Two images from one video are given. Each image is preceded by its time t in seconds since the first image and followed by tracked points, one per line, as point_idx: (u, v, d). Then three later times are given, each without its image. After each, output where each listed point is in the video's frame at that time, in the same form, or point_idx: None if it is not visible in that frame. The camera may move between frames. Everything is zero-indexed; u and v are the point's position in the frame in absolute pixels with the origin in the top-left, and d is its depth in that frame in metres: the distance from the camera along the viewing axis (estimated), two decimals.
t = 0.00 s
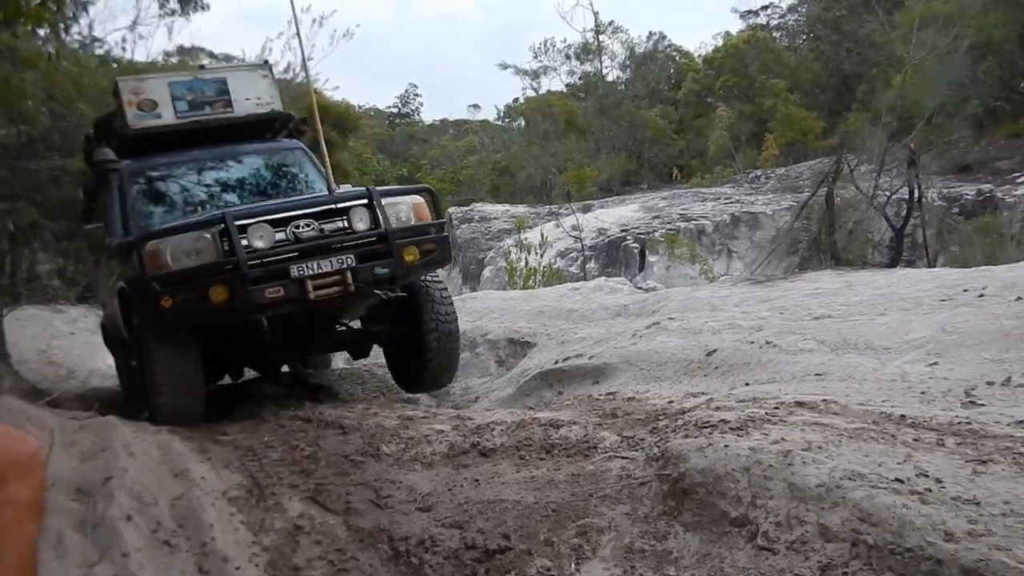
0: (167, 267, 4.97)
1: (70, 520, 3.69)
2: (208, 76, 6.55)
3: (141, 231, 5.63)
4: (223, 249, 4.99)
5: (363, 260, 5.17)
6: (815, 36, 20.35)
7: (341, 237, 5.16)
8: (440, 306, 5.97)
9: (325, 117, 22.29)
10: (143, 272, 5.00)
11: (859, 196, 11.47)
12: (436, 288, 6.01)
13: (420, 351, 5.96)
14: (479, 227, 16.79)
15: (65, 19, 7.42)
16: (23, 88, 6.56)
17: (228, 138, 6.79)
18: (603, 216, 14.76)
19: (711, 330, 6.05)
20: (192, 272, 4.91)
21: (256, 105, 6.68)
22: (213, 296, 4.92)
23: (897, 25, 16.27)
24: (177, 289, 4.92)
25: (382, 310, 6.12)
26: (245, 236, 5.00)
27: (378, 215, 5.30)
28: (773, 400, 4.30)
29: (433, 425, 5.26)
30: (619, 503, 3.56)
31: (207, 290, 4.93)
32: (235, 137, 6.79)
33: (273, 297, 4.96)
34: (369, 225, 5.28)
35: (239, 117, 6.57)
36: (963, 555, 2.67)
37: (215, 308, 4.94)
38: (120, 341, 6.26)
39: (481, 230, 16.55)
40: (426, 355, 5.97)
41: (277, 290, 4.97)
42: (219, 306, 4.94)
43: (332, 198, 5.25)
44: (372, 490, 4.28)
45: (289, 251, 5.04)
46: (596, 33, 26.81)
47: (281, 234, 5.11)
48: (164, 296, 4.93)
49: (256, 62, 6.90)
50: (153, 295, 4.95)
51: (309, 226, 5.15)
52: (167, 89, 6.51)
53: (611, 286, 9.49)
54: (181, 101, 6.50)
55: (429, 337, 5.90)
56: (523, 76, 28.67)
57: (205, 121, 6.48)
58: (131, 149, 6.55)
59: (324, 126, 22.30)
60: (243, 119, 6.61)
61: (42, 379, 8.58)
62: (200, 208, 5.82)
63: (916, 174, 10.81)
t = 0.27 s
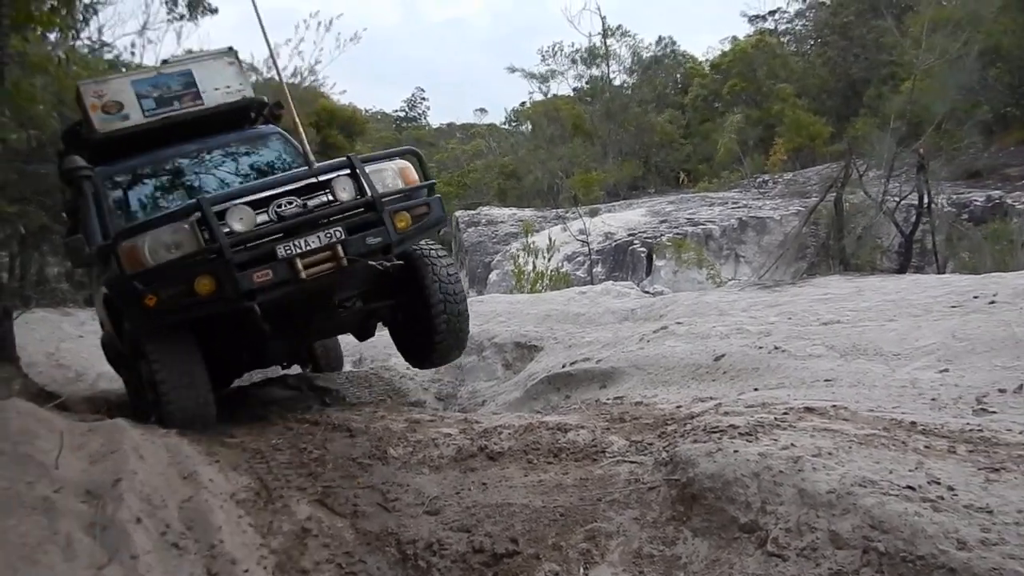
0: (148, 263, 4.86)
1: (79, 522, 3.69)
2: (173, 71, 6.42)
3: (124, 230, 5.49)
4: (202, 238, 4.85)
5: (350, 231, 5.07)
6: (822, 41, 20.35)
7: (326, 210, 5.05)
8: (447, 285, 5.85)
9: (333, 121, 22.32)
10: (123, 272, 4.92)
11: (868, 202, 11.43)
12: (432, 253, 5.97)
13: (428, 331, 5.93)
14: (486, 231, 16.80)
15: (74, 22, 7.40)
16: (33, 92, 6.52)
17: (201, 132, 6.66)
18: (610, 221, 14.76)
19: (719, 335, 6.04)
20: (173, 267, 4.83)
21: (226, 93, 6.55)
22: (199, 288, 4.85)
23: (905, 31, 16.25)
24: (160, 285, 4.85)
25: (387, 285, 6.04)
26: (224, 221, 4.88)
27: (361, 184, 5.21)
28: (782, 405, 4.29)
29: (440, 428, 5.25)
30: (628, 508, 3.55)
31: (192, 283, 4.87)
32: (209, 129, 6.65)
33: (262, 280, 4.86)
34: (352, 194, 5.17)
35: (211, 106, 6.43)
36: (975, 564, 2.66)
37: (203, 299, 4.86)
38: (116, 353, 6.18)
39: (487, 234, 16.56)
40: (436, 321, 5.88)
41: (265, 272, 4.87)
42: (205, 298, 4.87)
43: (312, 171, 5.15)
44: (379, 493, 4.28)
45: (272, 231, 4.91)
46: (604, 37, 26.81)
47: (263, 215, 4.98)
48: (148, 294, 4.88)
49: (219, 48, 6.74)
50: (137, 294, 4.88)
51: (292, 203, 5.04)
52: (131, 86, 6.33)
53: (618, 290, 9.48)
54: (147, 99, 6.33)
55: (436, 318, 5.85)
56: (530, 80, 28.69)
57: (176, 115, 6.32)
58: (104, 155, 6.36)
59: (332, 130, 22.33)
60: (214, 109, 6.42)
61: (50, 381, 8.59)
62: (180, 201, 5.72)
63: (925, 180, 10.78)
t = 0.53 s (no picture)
0: (141, 264, 4.78)
1: (85, 523, 3.70)
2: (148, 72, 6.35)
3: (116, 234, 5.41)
4: (194, 234, 4.78)
5: (347, 217, 5.03)
6: (831, 45, 20.32)
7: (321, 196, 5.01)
8: (448, 264, 5.87)
9: (342, 124, 22.36)
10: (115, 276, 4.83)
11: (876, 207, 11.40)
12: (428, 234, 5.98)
13: (434, 311, 5.92)
14: (493, 234, 16.80)
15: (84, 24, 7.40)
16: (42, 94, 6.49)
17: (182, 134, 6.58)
18: (617, 225, 14.75)
19: (726, 341, 6.03)
20: (168, 267, 4.77)
21: (205, 90, 6.49)
22: (196, 286, 4.80)
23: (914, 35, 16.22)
24: (155, 286, 4.79)
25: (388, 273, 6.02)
26: (216, 216, 4.81)
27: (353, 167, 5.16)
28: (788, 411, 4.28)
29: (446, 433, 5.25)
30: (633, 514, 3.54)
31: (189, 282, 4.81)
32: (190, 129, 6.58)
33: (260, 274, 4.83)
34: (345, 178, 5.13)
35: (191, 103, 6.36)
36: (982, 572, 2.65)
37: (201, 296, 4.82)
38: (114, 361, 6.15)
39: (495, 237, 16.56)
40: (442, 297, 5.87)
41: (263, 265, 4.84)
42: (203, 296, 4.83)
43: (303, 158, 5.11)
44: (385, 497, 4.29)
45: (268, 222, 4.86)
46: (612, 41, 26.82)
47: (257, 208, 4.93)
48: (144, 297, 4.80)
49: (193, 45, 6.71)
50: (132, 297, 4.80)
51: (285, 192, 5.00)
52: (107, 89, 6.20)
53: (625, 295, 9.47)
54: (124, 101, 6.23)
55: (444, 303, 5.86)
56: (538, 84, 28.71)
57: (158, 115, 6.23)
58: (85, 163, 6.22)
59: (340, 133, 22.37)
60: (196, 106, 6.35)
61: (58, 383, 8.62)
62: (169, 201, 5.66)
63: (934, 185, 10.74)
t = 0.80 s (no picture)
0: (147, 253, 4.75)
1: (89, 526, 3.70)
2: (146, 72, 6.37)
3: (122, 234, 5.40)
4: (201, 222, 4.79)
5: (355, 200, 5.00)
6: (839, 52, 20.29)
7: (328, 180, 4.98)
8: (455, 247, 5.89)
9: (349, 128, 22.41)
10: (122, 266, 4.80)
11: (882, 214, 11.37)
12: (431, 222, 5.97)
13: (445, 296, 5.92)
14: (500, 239, 16.81)
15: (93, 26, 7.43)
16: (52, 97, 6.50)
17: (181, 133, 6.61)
18: (624, 230, 14.75)
19: (731, 346, 6.02)
20: (176, 256, 4.75)
21: (203, 90, 6.53)
22: (204, 273, 4.76)
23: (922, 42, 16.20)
24: (162, 275, 4.75)
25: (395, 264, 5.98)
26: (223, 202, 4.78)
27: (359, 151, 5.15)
28: (793, 418, 4.26)
29: (450, 437, 5.25)
30: (636, 519, 3.53)
31: (197, 270, 4.77)
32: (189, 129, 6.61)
33: (270, 259, 4.78)
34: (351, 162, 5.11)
35: (190, 103, 6.39)
36: None
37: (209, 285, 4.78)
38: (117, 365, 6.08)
39: (501, 242, 16.57)
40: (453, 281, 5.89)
41: (272, 251, 4.79)
42: (212, 283, 4.79)
43: (310, 144, 5.10)
44: (388, 501, 4.29)
45: (276, 206, 4.82)
46: (619, 47, 26.84)
47: (264, 193, 4.93)
48: (152, 285, 4.76)
49: (189, 45, 6.75)
50: (139, 287, 4.77)
51: (292, 177, 5.02)
52: (104, 91, 6.22)
53: (631, 300, 9.46)
54: (122, 102, 6.25)
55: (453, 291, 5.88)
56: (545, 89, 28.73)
57: (157, 115, 6.26)
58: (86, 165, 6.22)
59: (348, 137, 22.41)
60: (194, 105, 6.38)
61: (64, 384, 8.65)
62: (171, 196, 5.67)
63: (941, 193, 10.71)
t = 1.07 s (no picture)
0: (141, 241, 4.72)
1: (91, 526, 3.70)
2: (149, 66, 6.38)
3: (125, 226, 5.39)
4: (200, 209, 4.80)
5: (358, 185, 4.94)
6: (844, 55, 20.27)
7: (330, 165, 4.93)
8: (464, 234, 5.87)
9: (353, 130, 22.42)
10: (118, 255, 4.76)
11: (887, 217, 11.35)
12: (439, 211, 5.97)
13: (455, 282, 5.86)
14: (503, 241, 16.82)
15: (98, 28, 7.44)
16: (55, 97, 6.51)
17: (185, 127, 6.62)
18: (627, 232, 14.76)
19: (735, 349, 6.01)
20: (175, 244, 4.69)
21: (206, 84, 6.53)
22: (203, 261, 4.71)
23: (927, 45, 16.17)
24: (159, 263, 4.70)
25: (402, 253, 5.97)
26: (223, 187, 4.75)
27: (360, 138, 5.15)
28: (796, 421, 4.26)
29: (453, 438, 5.25)
30: (638, 522, 3.53)
31: (196, 258, 4.72)
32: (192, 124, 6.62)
33: (270, 245, 4.72)
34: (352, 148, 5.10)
35: (192, 98, 6.39)
36: None
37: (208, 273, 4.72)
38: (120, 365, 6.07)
39: (505, 244, 16.57)
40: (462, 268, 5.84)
41: (273, 237, 4.73)
42: (212, 271, 4.73)
43: (309, 128, 5.05)
44: (390, 502, 4.29)
45: (277, 192, 4.77)
46: (624, 49, 26.85)
47: (266, 179, 4.97)
48: (149, 274, 4.71)
49: (194, 38, 6.72)
50: (137, 276, 4.72)
51: (293, 164, 5.05)
52: (107, 85, 6.25)
53: (634, 302, 9.46)
54: (123, 97, 6.29)
55: (464, 284, 5.85)
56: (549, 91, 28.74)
57: (158, 109, 6.29)
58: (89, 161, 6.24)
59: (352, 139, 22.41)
60: (196, 99, 6.40)
61: (67, 384, 8.66)
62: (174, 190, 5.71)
63: (946, 196, 10.69)
